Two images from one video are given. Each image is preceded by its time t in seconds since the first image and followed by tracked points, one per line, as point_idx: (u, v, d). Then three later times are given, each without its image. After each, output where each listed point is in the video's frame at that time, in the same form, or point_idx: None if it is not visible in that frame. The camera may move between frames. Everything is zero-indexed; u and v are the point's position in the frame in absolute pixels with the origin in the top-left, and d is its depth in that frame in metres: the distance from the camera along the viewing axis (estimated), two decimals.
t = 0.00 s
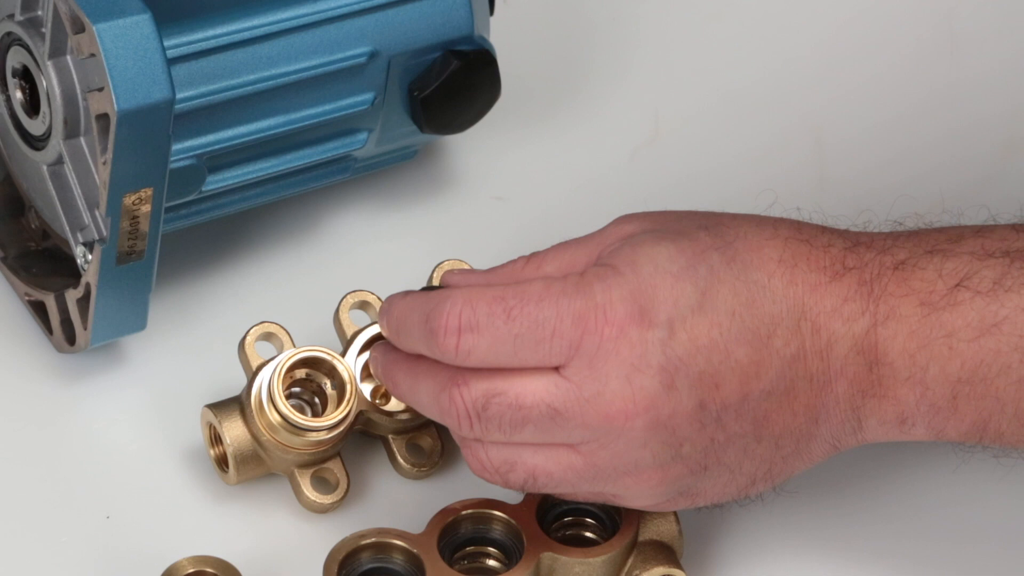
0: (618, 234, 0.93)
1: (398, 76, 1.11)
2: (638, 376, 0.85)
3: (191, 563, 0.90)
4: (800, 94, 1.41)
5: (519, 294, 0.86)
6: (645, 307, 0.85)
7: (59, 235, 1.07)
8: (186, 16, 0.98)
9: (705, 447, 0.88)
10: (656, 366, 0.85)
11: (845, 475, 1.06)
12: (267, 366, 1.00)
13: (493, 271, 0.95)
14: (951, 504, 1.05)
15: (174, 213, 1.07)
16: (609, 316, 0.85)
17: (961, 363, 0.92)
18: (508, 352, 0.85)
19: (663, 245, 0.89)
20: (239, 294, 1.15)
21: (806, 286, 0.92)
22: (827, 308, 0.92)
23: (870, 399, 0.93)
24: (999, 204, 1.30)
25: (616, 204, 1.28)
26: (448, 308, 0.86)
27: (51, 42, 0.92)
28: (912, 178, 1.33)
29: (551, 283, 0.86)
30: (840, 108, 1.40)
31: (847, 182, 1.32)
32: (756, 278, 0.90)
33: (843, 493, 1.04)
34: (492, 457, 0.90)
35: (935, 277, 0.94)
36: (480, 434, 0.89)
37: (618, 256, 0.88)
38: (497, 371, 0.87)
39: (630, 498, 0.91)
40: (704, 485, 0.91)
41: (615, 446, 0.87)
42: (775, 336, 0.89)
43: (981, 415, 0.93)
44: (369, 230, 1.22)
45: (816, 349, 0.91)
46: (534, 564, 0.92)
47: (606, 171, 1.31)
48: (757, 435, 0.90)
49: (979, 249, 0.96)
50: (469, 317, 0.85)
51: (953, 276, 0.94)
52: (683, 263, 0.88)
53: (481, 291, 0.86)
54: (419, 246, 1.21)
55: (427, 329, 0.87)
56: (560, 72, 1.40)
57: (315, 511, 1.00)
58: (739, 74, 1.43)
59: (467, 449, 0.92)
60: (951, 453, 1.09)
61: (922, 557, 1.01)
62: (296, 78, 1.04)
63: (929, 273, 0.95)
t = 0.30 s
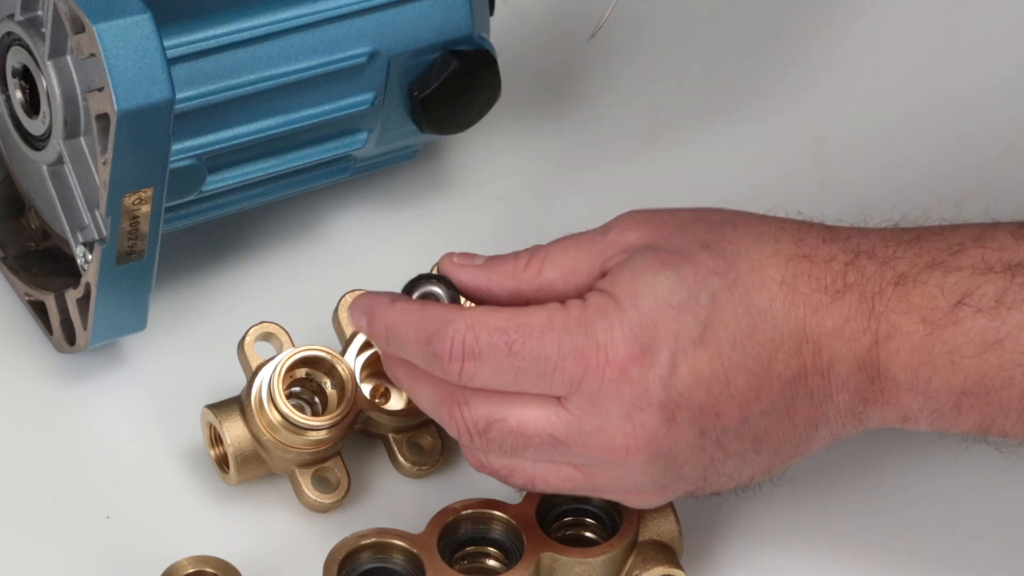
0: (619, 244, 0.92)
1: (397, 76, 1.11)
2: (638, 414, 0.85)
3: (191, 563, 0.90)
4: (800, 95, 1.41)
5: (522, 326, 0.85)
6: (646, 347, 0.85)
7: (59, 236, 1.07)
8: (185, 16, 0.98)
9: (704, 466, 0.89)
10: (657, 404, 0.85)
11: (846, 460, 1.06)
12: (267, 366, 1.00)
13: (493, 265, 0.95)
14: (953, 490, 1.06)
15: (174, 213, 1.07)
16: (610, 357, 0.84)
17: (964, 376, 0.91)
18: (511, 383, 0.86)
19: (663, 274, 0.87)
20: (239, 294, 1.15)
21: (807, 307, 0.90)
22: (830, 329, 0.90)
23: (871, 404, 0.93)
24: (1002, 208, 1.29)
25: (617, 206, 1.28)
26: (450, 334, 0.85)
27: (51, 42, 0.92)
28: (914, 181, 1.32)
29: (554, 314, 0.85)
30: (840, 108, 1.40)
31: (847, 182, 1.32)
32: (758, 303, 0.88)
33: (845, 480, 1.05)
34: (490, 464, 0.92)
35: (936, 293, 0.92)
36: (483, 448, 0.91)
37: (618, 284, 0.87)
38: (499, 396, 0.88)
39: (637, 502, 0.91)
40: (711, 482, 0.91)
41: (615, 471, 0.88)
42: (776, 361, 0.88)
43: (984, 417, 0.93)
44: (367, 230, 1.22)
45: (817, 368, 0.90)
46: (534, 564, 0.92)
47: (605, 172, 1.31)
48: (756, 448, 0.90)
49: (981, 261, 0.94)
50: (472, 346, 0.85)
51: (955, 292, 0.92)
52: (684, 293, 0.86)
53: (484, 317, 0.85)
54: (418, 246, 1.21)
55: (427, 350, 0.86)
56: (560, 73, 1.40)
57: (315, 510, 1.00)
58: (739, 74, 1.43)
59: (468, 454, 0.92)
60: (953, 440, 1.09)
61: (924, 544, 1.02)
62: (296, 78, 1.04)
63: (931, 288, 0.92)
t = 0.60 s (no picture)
0: (619, 268, 0.92)
1: (397, 76, 1.11)
2: (627, 440, 0.85)
3: (191, 563, 0.90)
4: (799, 100, 1.41)
5: (517, 346, 0.84)
6: (639, 373, 0.84)
7: (59, 236, 1.07)
8: (185, 16, 0.98)
9: (690, 493, 0.88)
10: (646, 430, 0.85)
11: (842, 487, 1.06)
12: (268, 366, 1.00)
13: (494, 276, 0.93)
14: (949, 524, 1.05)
15: (174, 213, 1.07)
16: (603, 381, 0.84)
17: (963, 409, 0.90)
18: (503, 403, 0.86)
19: (660, 301, 0.86)
20: (239, 296, 1.15)
21: (805, 339, 0.89)
22: (826, 361, 0.89)
23: (867, 435, 0.93)
24: (999, 229, 1.27)
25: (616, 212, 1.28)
26: (446, 353, 0.85)
27: (51, 42, 0.92)
28: (912, 206, 1.30)
29: (550, 336, 0.84)
30: (838, 114, 1.40)
31: (848, 198, 1.31)
32: (753, 332, 0.88)
33: (841, 502, 1.05)
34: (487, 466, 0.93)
35: (935, 326, 0.92)
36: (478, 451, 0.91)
37: (615, 309, 0.86)
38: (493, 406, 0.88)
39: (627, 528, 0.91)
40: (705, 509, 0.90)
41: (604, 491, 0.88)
42: (770, 392, 0.87)
43: (982, 448, 0.92)
44: (367, 232, 1.22)
45: (812, 400, 0.89)
46: (534, 564, 0.92)
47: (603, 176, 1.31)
48: (745, 477, 0.90)
49: (980, 293, 0.93)
50: (467, 366, 0.85)
51: (954, 324, 0.92)
52: (681, 321, 0.86)
53: (480, 338, 0.84)
54: (417, 247, 1.21)
55: (425, 367, 0.87)
56: (558, 78, 1.40)
57: (316, 510, 1.00)
58: (738, 79, 1.43)
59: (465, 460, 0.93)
60: (950, 472, 1.09)
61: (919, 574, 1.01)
62: (296, 78, 1.04)
63: (929, 321, 0.92)
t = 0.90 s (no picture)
0: (610, 246, 0.91)
1: (398, 76, 1.11)
2: (617, 412, 0.85)
3: (191, 563, 0.90)
4: (793, 99, 1.42)
5: (515, 304, 0.84)
6: (632, 344, 0.84)
7: (59, 236, 1.07)
8: (185, 17, 0.98)
9: (682, 468, 0.88)
10: (639, 403, 0.85)
11: (827, 470, 1.05)
12: (268, 365, 1.00)
13: (483, 244, 0.92)
14: (938, 505, 1.04)
15: (174, 213, 1.07)
16: (596, 350, 0.84)
17: (949, 388, 0.90)
18: (495, 359, 0.85)
19: (652, 277, 0.87)
20: (238, 294, 1.15)
21: (793, 315, 0.89)
22: (815, 338, 0.90)
23: (854, 414, 0.92)
24: (990, 220, 1.27)
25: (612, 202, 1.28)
26: (446, 296, 0.85)
27: (51, 42, 0.92)
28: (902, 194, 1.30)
29: (547, 300, 0.85)
30: (836, 112, 1.40)
31: (842, 186, 1.31)
32: (743, 308, 0.88)
33: (835, 489, 1.04)
34: (469, 457, 0.92)
35: (922, 305, 0.92)
36: (459, 438, 0.90)
37: (608, 284, 0.86)
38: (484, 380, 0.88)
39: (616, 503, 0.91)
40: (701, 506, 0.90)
41: (593, 468, 0.87)
42: (760, 366, 0.88)
43: (967, 430, 0.92)
44: (366, 231, 1.22)
45: (801, 376, 0.89)
46: (534, 564, 0.92)
47: (602, 172, 1.31)
48: (736, 453, 0.90)
49: (966, 273, 0.93)
50: (463, 313, 0.85)
51: (940, 304, 0.92)
52: (672, 294, 0.86)
53: (482, 288, 0.85)
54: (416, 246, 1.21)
55: (421, 311, 0.86)
56: (554, 77, 1.40)
57: (316, 510, 1.00)
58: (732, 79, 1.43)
59: (450, 446, 0.92)
60: (935, 454, 1.08)
61: (907, 550, 1.01)
62: (296, 77, 1.04)
63: (916, 301, 0.92)
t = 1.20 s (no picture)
0: (601, 229, 0.92)
1: (398, 75, 1.12)
2: (603, 395, 0.86)
3: (191, 563, 0.90)
4: (789, 98, 1.42)
5: (496, 300, 0.86)
6: (619, 327, 0.85)
7: (58, 236, 1.07)
8: (185, 17, 0.98)
9: (670, 450, 0.89)
10: (625, 383, 0.86)
11: (815, 461, 1.05)
12: (268, 365, 0.99)
13: (478, 227, 0.93)
14: (928, 497, 1.04)
15: (174, 213, 1.07)
16: (579, 335, 0.85)
17: (938, 378, 0.90)
18: (485, 353, 0.87)
19: (640, 259, 0.87)
20: (237, 294, 1.15)
21: (782, 303, 0.90)
22: (804, 326, 0.90)
23: (843, 405, 0.92)
24: (984, 213, 1.26)
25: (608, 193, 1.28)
26: (433, 304, 0.86)
27: (51, 42, 0.92)
28: (894, 189, 1.30)
29: (529, 290, 0.86)
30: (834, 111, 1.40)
31: (837, 181, 1.31)
32: (733, 293, 0.89)
33: (827, 483, 1.04)
34: (457, 453, 0.92)
35: (912, 295, 0.91)
36: (446, 423, 0.90)
37: (595, 265, 0.87)
38: (469, 367, 0.88)
39: (605, 489, 0.91)
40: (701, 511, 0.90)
41: (582, 450, 0.88)
42: (748, 351, 0.88)
43: (955, 421, 0.91)
44: (364, 230, 1.22)
45: (789, 364, 0.90)
46: (534, 564, 0.92)
47: (600, 169, 1.31)
48: (723, 438, 0.90)
49: (957, 265, 0.93)
50: (450, 314, 0.86)
51: (930, 294, 0.91)
52: (660, 277, 0.87)
53: (464, 289, 0.86)
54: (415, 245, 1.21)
55: (413, 321, 0.88)
56: (550, 78, 1.41)
57: (316, 510, 1.00)
58: (728, 78, 1.43)
59: (433, 439, 0.93)
60: (924, 446, 1.08)
61: (896, 540, 1.01)
62: (296, 78, 1.04)
63: (906, 290, 0.91)
